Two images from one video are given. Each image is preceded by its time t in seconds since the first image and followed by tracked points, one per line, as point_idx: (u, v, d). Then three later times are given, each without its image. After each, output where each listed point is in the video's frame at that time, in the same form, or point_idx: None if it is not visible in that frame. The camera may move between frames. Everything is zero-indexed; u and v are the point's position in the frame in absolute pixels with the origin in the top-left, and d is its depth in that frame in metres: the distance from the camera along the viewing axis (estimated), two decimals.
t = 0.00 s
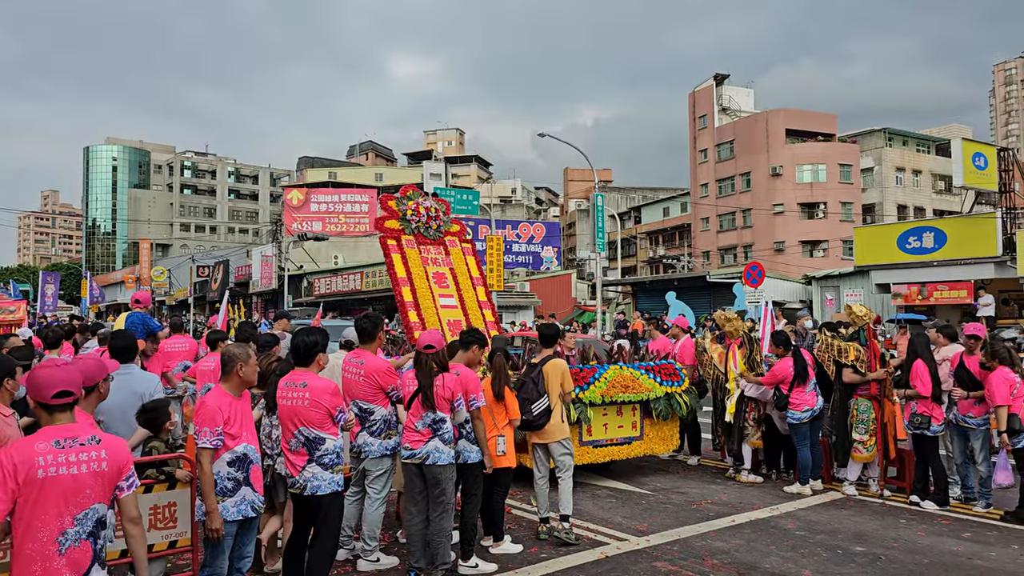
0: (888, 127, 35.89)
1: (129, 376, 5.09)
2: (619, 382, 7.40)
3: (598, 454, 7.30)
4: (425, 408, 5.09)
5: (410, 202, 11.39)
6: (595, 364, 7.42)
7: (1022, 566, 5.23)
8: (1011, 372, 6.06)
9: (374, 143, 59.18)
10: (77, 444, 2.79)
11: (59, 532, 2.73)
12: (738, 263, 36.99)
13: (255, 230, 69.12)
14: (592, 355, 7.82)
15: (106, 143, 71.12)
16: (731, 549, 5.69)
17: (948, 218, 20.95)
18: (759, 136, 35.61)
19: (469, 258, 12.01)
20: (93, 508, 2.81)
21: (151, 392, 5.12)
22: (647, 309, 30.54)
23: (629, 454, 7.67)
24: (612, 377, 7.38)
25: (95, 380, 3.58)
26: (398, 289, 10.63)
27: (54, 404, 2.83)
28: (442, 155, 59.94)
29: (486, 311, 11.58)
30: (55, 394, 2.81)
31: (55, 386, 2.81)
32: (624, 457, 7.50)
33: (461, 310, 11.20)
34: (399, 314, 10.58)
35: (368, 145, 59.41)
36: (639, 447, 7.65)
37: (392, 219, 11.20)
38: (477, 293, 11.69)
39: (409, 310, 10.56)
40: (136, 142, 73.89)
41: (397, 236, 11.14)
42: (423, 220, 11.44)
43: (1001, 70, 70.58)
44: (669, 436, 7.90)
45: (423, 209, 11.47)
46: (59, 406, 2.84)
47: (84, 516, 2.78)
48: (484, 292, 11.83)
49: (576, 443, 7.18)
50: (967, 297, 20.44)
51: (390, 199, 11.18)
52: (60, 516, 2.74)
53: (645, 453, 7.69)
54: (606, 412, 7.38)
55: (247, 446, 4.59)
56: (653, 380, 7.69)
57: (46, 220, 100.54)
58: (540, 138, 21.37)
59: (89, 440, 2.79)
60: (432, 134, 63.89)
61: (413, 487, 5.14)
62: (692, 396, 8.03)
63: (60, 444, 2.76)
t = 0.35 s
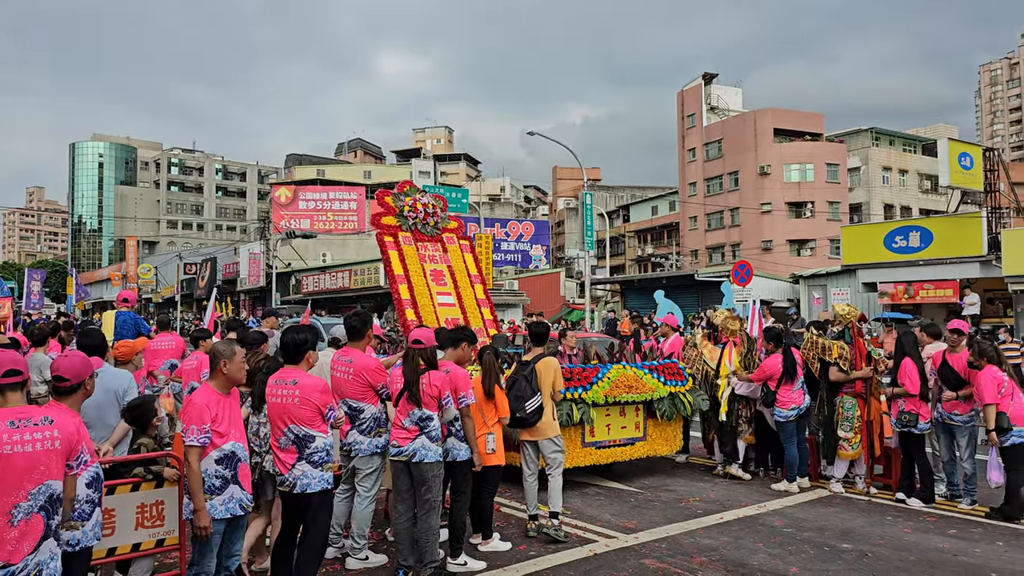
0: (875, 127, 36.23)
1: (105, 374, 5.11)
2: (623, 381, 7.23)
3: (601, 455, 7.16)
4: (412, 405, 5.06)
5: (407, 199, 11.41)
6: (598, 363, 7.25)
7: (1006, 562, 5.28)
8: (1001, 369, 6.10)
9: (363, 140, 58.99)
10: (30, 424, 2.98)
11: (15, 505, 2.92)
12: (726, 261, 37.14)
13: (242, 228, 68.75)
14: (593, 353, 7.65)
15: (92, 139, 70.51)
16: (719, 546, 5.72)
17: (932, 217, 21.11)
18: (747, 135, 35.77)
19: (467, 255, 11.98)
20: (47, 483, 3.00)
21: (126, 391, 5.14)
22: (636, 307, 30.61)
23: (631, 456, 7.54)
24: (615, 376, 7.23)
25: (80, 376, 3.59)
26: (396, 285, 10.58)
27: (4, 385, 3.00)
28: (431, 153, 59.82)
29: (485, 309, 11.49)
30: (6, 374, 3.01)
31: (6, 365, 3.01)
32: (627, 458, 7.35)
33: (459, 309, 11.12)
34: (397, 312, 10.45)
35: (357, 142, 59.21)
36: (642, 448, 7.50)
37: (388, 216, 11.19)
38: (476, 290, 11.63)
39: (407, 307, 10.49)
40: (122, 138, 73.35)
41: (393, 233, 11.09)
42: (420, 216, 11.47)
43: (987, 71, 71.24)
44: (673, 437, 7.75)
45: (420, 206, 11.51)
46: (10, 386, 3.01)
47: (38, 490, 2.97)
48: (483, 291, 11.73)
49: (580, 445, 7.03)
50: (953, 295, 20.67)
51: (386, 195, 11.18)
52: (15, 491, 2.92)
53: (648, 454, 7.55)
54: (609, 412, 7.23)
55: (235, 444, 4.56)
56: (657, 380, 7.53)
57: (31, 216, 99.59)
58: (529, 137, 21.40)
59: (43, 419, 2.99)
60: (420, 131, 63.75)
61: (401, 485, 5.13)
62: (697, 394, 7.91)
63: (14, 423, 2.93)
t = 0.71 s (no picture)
0: (866, 129, 36.46)
1: (93, 374, 5.25)
2: (628, 382, 7.21)
3: (604, 457, 7.13)
4: (407, 405, 5.06)
5: (406, 196, 11.38)
6: (602, 363, 7.22)
7: (995, 561, 5.31)
8: (992, 369, 6.13)
9: (355, 139, 58.87)
10: None
11: None
12: (718, 262, 37.26)
13: (234, 227, 68.47)
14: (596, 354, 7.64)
15: (83, 137, 70.05)
16: (710, 545, 5.74)
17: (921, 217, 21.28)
18: (739, 136, 35.90)
19: (467, 254, 11.97)
20: None
21: (108, 389, 5.26)
22: (628, 307, 30.66)
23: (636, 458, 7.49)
24: (621, 377, 7.20)
25: (69, 373, 3.59)
26: (395, 285, 10.57)
27: None
28: (423, 152, 59.77)
29: (485, 308, 11.48)
30: None
31: None
32: (631, 460, 7.30)
33: (459, 308, 11.12)
34: (395, 311, 10.46)
35: (349, 141, 59.10)
36: (646, 450, 7.45)
37: (387, 214, 11.16)
38: (476, 290, 11.62)
39: (406, 307, 10.48)
40: (112, 136, 72.88)
41: (392, 232, 11.07)
42: (419, 215, 11.43)
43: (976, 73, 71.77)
44: (678, 440, 7.69)
45: (419, 204, 11.47)
46: None
47: None
48: (483, 289, 11.73)
49: (584, 446, 7.02)
50: (943, 296, 20.76)
51: (385, 193, 11.13)
52: None
53: (652, 456, 7.50)
54: (615, 413, 7.21)
55: (226, 443, 4.55)
56: (663, 381, 7.49)
57: (19, 213, 98.76)
58: (522, 137, 21.40)
59: None
60: (413, 131, 63.67)
61: (396, 485, 5.12)
62: (703, 395, 7.79)
63: None
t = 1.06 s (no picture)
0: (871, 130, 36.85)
1: (103, 373, 5.27)
2: (647, 384, 7.08)
3: (623, 461, 6.99)
4: (430, 406, 5.12)
5: (417, 194, 11.37)
6: (621, 365, 7.08)
7: (998, 563, 5.31)
8: (1007, 372, 6.13)
9: (359, 139, 58.91)
10: None
11: None
12: (721, 263, 37.25)
13: (237, 225, 68.54)
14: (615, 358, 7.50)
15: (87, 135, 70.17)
16: (713, 546, 5.74)
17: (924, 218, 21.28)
18: (742, 137, 35.86)
19: (479, 253, 11.99)
20: None
21: (115, 387, 5.28)
22: (631, 308, 30.67)
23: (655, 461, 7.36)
24: (640, 379, 7.06)
25: (74, 372, 3.58)
26: (407, 284, 10.57)
27: None
28: (427, 152, 59.80)
29: (498, 308, 11.51)
30: None
31: None
32: (650, 463, 7.19)
33: (472, 308, 11.15)
34: (408, 311, 10.48)
35: (353, 141, 59.16)
36: (666, 453, 7.33)
37: (399, 213, 11.14)
38: (489, 289, 11.64)
39: (419, 306, 10.49)
40: (117, 134, 73.02)
41: (404, 231, 11.08)
42: (431, 213, 11.40)
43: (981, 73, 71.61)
44: (697, 443, 7.57)
45: (431, 202, 11.41)
46: None
47: None
48: (496, 290, 11.75)
49: (603, 451, 6.89)
50: (947, 298, 20.73)
51: (396, 191, 11.10)
52: None
53: (672, 459, 7.38)
54: (634, 416, 7.08)
55: (231, 441, 4.58)
56: (683, 383, 7.34)
57: (24, 211, 98.92)
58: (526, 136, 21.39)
59: None
60: (416, 130, 63.70)
61: (413, 485, 5.15)
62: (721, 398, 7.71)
63: None
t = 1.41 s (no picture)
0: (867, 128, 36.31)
1: (103, 384, 5.22)
2: (663, 391, 6.94)
3: (639, 469, 6.88)
4: (437, 415, 5.07)
5: (422, 197, 11.34)
6: (637, 372, 6.97)
7: (994, 567, 5.32)
8: (1011, 377, 6.12)
9: (356, 139, 58.78)
10: None
11: None
12: (719, 262, 37.16)
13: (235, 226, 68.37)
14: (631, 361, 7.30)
15: (84, 136, 70.01)
16: (711, 551, 5.76)
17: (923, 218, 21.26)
18: (739, 135, 35.76)
19: (485, 256, 11.99)
20: None
21: (117, 398, 5.21)
22: (629, 308, 30.62)
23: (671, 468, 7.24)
24: (656, 386, 6.93)
25: (71, 386, 3.57)
26: (414, 288, 10.52)
27: None
28: (424, 152, 59.68)
29: (504, 312, 11.50)
30: None
31: None
32: (666, 471, 7.07)
33: (479, 312, 11.12)
34: (415, 314, 10.43)
35: (350, 141, 59.06)
36: (682, 461, 7.20)
37: (404, 214, 11.13)
38: (495, 292, 11.64)
39: (426, 311, 10.45)
40: (114, 135, 72.85)
41: (410, 233, 11.06)
42: (437, 215, 11.39)
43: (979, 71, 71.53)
44: (712, 450, 7.44)
45: (436, 204, 11.42)
46: None
47: None
48: (502, 293, 11.74)
49: (619, 458, 6.74)
50: (944, 298, 20.85)
51: (402, 193, 11.08)
52: None
53: (688, 467, 7.25)
54: (649, 423, 6.97)
55: (229, 452, 4.55)
56: (699, 390, 7.20)
57: (21, 214, 98.70)
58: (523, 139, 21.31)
59: None
60: (414, 130, 63.54)
61: (417, 493, 5.13)
62: (737, 405, 7.57)
63: None
